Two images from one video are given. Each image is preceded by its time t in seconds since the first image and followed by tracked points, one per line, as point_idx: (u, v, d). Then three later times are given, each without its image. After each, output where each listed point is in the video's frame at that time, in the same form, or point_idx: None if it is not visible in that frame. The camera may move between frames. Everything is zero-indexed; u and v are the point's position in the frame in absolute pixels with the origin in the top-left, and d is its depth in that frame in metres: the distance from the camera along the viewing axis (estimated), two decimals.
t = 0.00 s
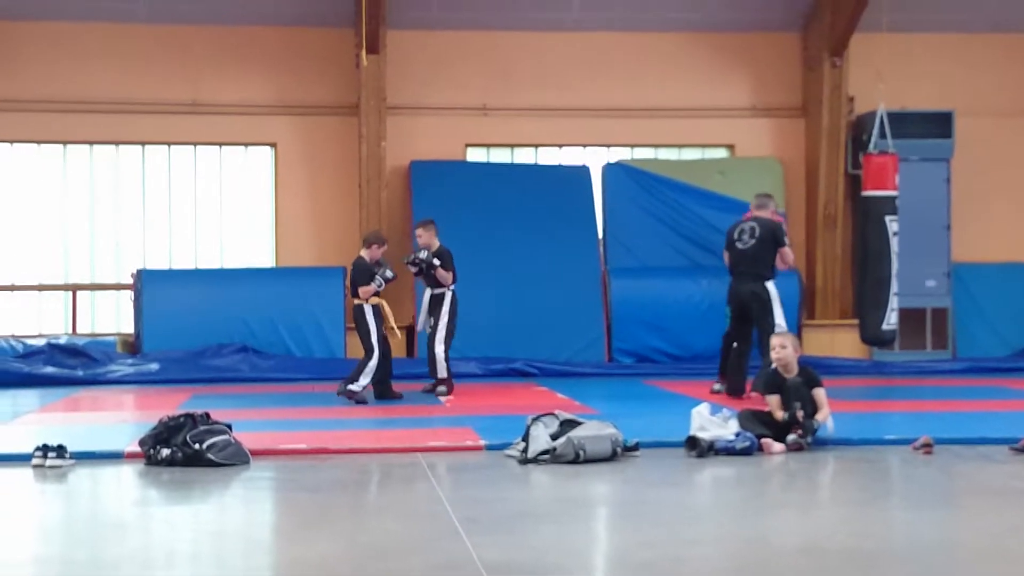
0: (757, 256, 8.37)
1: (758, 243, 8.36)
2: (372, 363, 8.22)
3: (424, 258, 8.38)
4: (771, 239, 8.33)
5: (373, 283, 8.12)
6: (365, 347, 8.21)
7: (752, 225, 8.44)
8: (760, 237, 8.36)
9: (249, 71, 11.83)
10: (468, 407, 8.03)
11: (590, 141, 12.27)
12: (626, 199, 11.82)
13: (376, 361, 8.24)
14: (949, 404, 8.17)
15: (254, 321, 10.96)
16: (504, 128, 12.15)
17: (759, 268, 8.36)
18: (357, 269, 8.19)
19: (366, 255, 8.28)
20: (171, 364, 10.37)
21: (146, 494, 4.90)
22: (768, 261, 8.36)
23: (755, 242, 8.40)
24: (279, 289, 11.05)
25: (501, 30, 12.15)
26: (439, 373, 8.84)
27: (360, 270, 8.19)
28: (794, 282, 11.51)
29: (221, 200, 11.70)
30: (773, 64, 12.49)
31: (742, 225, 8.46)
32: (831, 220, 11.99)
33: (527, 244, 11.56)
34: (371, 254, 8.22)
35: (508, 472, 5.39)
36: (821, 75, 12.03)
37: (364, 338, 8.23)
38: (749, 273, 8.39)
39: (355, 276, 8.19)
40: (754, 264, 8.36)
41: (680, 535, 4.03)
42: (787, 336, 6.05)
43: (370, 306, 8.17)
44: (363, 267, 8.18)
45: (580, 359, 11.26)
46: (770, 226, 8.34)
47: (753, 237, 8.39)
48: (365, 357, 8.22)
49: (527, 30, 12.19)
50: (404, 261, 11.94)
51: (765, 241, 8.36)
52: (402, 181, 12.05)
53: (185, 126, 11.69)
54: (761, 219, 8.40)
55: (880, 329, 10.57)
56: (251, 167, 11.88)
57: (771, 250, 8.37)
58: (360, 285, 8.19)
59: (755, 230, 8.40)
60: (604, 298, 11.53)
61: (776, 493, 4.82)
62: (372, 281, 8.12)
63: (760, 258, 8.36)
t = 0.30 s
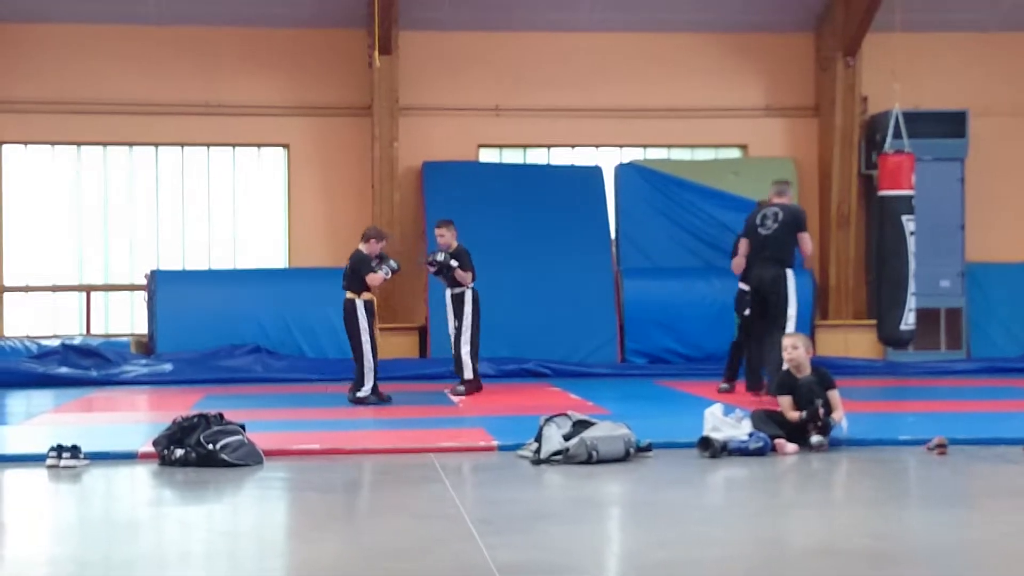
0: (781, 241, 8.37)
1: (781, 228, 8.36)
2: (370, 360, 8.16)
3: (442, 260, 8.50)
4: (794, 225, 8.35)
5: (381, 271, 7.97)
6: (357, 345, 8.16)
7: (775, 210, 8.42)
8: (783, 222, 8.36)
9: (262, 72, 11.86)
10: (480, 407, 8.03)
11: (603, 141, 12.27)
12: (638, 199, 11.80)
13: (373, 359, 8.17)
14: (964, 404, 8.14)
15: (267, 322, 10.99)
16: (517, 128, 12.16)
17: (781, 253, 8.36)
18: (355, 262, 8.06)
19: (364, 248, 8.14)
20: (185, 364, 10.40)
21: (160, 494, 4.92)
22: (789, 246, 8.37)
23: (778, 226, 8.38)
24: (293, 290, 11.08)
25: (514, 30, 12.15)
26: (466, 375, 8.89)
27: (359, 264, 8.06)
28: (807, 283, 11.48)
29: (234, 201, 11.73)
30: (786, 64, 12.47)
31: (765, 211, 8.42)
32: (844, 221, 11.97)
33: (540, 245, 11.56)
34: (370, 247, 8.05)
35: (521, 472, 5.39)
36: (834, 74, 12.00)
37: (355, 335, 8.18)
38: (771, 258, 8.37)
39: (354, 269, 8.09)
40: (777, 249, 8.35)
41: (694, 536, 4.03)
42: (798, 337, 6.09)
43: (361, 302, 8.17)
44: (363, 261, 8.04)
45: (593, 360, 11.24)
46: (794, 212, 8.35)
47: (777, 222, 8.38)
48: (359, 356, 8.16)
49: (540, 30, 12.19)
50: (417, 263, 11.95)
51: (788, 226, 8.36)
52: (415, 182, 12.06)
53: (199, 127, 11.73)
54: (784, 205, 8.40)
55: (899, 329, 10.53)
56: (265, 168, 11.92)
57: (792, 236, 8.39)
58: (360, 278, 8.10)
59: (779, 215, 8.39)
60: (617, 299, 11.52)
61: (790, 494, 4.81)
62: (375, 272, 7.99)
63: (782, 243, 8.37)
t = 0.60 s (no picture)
0: (797, 252, 8.30)
1: (797, 238, 8.30)
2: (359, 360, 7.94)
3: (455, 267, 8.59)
4: (810, 236, 8.26)
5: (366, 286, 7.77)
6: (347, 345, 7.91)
7: (792, 220, 8.35)
8: (799, 233, 8.28)
9: (277, 73, 11.90)
10: (496, 407, 8.03)
11: (618, 140, 12.25)
12: (654, 198, 11.79)
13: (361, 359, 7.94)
14: (981, 403, 8.10)
15: (282, 322, 11.02)
16: (531, 128, 12.16)
17: (799, 264, 8.29)
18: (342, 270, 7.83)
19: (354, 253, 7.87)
20: (201, 365, 10.43)
21: (177, 494, 4.94)
22: (807, 256, 8.29)
23: (795, 235, 8.31)
24: (308, 290, 11.12)
25: (528, 29, 12.15)
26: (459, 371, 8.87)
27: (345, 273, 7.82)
28: (823, 282, 11.43)
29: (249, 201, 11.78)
30: (801, 63, 12.43)
31: (782, 220, 8.38)
32: (860, 220, 11.94)
33: (554, 244, 11.55)
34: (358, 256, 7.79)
35: (537, 472, 5.39)
36: (850, 73, 11.96)
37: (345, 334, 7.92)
38: (790, 268, 8.32)
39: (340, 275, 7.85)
40: (794, 260, 8.29)
41: (710, 536, 4.02)
42: (815, 336, 6.05)
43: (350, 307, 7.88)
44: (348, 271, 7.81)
45: (608, 360, 11.22)
46: (809, 223, 8.25)
47: (793, 233, 8.31)
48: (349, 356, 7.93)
49: (554, 30, 12.19)
50: (430, 261, 12.01)
51: (804, 236, 8.28)
52: (429, 182, 12.07)
53: (214, 128, 11.77)
54: (800, 214, 8.31)
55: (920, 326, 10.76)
56: (280, 169, 11.95)
57: (809, 246, 8.30)
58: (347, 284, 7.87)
59: (794, 224, 8.31)
60: (632, 298, 11.50)
61: (808, 493, 4.80)
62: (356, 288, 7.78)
63: (800, 254, 8.30)
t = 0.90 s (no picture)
0: (815, 256, 8.14)
1: (814, 243, 8.18)
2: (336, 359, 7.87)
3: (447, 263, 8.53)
4: (828, 240, 8.11)
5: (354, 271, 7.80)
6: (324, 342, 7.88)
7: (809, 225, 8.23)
8: (815, 237, 8.14)
9: (292, 72, 11.93)
10: (510, 405, 8.03)
11: (632, 138, 12.24)
12: (668, 196, 11.77)
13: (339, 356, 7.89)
14: (999, 401, 8.06)
15: (298, 320, 11.05)
16: (546, 126, 12.15)
17: (817, 269, 8.13)
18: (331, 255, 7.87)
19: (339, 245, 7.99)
20: (216, 363, 10.46)
21: (192, 492, 4.96)
22: (825, 262, 8.13)
23: (811, 239, 8.19)
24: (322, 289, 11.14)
25: (542, 28, 12.15)
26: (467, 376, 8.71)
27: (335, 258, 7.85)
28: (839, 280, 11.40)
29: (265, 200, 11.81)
30: (816, 60, 12.39)
31: (797, 225, 8.29)
32: (876, 216, 11.87)
33: (569, 242, 11.55)
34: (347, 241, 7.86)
35: (552, 470, 5.38)
36: (865, 70, 11.92)
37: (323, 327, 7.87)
38: (807, 273, 8.15)
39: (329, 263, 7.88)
40: (812, 265, 8.11)
41: (726, 534, 4.01)
42: (838, 333, 6.01)
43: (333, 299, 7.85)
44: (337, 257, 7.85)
45: (623, 358, 11.20)
46: (827, 227, 8.12)
47: (810, 237, 8.17)
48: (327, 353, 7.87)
49: (568, 28, 12.19)
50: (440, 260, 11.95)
51: (822, 241, 8.13)
52: (444, 181, 12.07)
53: (229, 127, 11.80)
54: (817, 219, 8.20)
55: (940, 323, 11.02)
56: (296, 168, 11.99)
57: (827, 252, 8.15)
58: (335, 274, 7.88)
59: (811, 229, 8.21)
60: (646, 297, 11.49)
61: (824, 491, 4.78)
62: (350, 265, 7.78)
63: (817, 259, 8.14)
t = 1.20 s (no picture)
0: (825, 243, 8.38)
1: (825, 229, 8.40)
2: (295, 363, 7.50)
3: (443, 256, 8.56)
4: (837, 226, 8.35)
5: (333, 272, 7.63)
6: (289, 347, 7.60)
7: (820, 213, 8.48)
8: (825, 224, 8.38)
9: (304, 72, 11.95)
10: (522, 405, 8.03)
11: (643, 137, 12.22)
12: (680, 195, 11.75)
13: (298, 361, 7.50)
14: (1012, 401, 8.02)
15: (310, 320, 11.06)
16: (557, 126, 12.15)
17: (827, 255, 8.38)
18: (306, 261, 7.61)
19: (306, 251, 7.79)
20: (229, 362, 10.50)
21: (204, 492, 4.97)
22: (835, 248, 8.36)
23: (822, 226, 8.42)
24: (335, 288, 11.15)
25: (553, 27, 12.15)
26: (461, 369, 8.72)
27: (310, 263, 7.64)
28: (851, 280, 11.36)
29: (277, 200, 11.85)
30: (828, 59, 12.36)
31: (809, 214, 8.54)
32: (888, 217, 11.79)
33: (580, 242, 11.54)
34: (319, 244, 7.76)
35: (564, 470, 5.38)
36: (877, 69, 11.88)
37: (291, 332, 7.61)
38: (818, 260, 8.41)
39: (304, 269, 7.62)
40: (821, 251, 8.36)
41: (738, 534, 4.01)
42: (855, 334, 5.95)
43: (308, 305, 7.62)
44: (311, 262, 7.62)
45: (635, 357, 11.19)
46: (836, 214, 8.35)
47: (820, 224, 8.42)
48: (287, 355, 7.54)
49: (579, 27, 12.18)
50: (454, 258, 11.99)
51: (831, 227, 8.37)
52: (455, 180, 12.07)
53: (241, 126, 11.82)
54: (828, 207, 8.46)
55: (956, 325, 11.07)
56: (308, 167, 12.02)
57: (838, 237, 8.38)
58: (310, 279, 7.65)
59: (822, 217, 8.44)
60: (658, 296, 11.48)
61: (836, 491, 4.76)
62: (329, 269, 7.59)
63: (828, 246, 8.38)
